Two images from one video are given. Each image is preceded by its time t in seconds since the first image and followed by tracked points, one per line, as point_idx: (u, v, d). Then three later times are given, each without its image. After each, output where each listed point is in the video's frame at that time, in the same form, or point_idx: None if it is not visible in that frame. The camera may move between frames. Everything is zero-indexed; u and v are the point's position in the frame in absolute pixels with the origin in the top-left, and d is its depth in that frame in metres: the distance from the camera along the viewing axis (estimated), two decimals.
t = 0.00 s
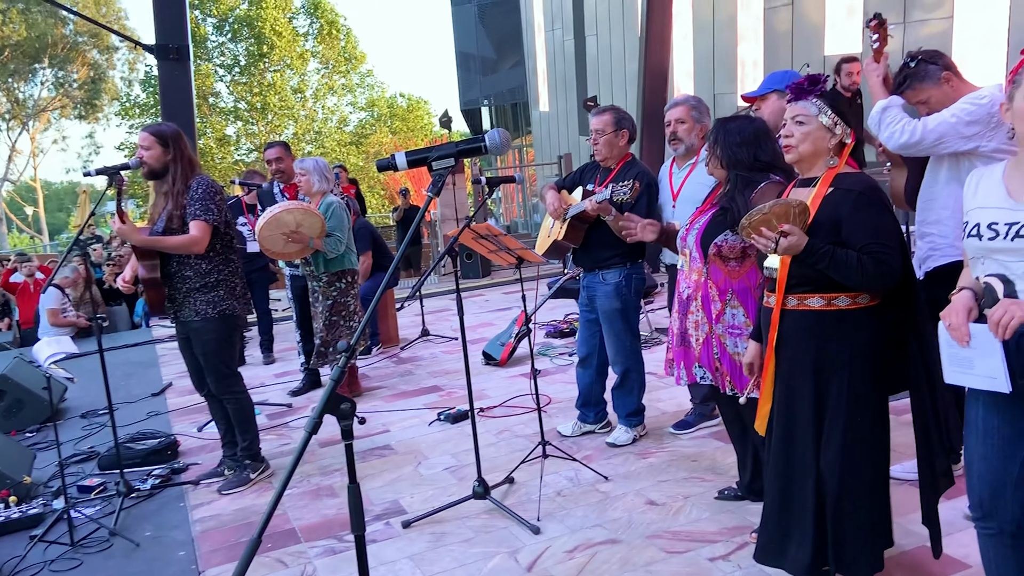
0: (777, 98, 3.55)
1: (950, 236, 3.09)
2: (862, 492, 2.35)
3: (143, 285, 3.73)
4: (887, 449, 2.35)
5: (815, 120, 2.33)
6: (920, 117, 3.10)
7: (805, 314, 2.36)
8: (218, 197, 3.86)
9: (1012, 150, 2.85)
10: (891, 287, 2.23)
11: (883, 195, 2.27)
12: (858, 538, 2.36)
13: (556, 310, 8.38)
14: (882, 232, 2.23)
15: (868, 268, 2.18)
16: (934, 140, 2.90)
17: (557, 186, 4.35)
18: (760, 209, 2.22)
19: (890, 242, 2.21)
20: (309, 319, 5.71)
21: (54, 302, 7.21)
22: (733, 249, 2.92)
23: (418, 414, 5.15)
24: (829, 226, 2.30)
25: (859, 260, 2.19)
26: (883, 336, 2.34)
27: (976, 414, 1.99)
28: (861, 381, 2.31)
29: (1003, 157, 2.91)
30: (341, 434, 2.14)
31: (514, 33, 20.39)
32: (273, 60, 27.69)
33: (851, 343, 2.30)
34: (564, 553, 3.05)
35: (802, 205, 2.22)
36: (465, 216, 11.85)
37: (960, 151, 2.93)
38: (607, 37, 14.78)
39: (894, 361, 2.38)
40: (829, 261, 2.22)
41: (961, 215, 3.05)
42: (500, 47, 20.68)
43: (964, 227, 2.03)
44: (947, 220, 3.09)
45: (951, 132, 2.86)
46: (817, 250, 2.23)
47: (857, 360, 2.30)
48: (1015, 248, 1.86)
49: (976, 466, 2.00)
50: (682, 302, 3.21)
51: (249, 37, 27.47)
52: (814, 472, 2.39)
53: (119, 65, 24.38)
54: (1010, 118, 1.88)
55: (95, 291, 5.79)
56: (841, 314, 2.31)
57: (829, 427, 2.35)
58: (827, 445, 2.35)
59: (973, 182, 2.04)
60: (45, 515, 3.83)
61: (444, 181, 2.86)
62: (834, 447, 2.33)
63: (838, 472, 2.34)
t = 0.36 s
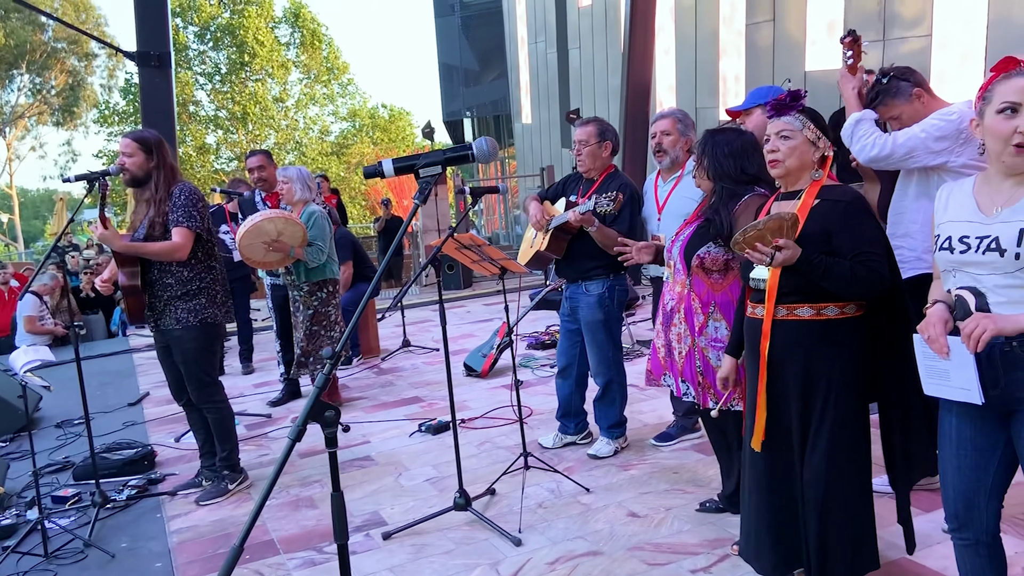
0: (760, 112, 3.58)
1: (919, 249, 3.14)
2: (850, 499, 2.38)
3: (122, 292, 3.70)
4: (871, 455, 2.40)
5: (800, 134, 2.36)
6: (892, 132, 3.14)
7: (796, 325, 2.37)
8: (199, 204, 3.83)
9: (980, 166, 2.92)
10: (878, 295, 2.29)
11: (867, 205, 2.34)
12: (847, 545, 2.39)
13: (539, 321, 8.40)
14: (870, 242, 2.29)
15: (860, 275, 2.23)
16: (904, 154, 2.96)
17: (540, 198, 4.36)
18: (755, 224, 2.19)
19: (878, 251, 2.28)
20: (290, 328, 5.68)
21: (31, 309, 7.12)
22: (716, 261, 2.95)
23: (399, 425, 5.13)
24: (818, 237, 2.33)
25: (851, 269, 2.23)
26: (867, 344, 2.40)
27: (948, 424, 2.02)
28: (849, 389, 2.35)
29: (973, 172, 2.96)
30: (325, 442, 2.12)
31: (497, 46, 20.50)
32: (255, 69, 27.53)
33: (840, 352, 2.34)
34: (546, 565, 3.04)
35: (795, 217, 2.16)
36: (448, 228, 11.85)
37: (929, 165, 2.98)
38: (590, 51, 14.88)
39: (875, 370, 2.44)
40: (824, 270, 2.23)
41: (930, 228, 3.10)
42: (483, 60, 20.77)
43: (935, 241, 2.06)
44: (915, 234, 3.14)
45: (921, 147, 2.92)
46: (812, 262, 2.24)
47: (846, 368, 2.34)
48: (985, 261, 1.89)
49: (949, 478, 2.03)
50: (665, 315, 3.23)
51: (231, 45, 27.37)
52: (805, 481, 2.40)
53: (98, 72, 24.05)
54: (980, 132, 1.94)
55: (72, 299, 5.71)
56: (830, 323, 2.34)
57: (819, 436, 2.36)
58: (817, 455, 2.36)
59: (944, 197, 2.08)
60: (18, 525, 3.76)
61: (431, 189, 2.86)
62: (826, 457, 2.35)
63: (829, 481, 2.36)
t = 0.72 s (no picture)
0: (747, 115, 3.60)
1: (899, 249, 3.16)
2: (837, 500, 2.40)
3: (110, 292, 3.65)
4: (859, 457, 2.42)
5: (782, 133, 2.39)
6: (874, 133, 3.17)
7: (784, 324, 2.38)
8: (185, 202, 3.81)
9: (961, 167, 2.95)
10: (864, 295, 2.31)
11: (853, 205, 2.36)
12: (834, 547, 2.41)
13: (526, 323, 8.41)
14: (856, 241, 2.31)
15: (846, 273, 2.25)
16: (886, 155, 2.99)
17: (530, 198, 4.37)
18: (740, 222, 2.22)
19: (863, 250, 2.30)
20: (277, 329, 5.66)
21: (15, 308, 7.04)
22: (704, 262, 2.96)
23: (387, 425, 5.12)
24: (805, 236, 2.35)
25: (837, 267, 2.25)
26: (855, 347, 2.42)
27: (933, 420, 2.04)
28: (836, 391, 2.37)
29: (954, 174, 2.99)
30: (317, 439, 2.12)
31: (484, 48, 20.50)
32: (240, 71, 27.44)
33: (827, 351, 2.36)
34: (534, 564, 3.05)
35: (782, 216, 2.20)
36: (435, 229, 11.86)
37: (911, 166, 3.01)
38: (577, 54, 14.94)
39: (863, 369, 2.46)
40: (811, 269, 2.25)
41: (911, 229, 3.13)
42: (470, 62, 20.78)
43: (919, 240, 2.08)
44: (896, 234, 3.16)
45: (903, 147, 2.95)
46: (796, 259, 2.26)
47: (833, 369, 2.36)
48: (967, 260, 1.92)
49: (937, 473, 2.05)
50: (654, 314, 3.25)
51: (217, 45, 27.17)
52: (793, 479, 2.41)
53: (82, 72, 23.72)
54: (959, 132, 1.97)
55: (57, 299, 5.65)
56: (818, 323, 2.36)
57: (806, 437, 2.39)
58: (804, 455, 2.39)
59: (928, 196, 2.10)
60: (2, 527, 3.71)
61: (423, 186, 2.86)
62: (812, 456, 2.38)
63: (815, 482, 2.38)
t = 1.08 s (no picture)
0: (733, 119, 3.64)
1: (896, 246, 3.16)
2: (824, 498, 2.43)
3: (100, 288, 3.63)
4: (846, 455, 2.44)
5: (771, 129, 2.41)
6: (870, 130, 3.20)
7: (770, 322, 2.40)
8: (174, 196, 3.79)
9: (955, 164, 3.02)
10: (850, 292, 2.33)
11: (842, 202, 2.37)
12: (822, 543, 2.43)
13: (516, 319, 8.42)
14: (842, 238, 2.33)
15: (832, 271, 2.27)
16: (881, 152, 3.02)
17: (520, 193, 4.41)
18: (728, 217, 2.22)
19: (849, 247, 2.32)
20: (267, 325, 5.64)
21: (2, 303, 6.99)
22: (696, 257, 2.97)
23: (377, 421, 5.12)
24: (793, 234, 2.36)
25: (824, 264, 2.27)
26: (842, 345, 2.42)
27: (938, 414, 2.06)
28: (823, 392, 2.38)
29: (947, 170, 3.06)
30: (310, 432, 2.11)
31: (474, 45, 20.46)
32: (225, 66, 27.46)
33: (814, 348, 2.37)
34: (525, 559, 3.06)
35: (770, 212, 2.21)
36: (424, 226, 11.84)
37: (905, 163, 3.05)
38: (567, 51, 14.95)
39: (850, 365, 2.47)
40: (797, 267, 2.27)
41: (906, 226, 3.13)
42: (460, 58, 20.74)
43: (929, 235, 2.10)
44: (893, 231, 3.17)
45: (898, 144, 2.99)
46: (784, 255, 2.27)
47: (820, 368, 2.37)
48: (967, 255, 1.94)
49: (937, 469, 2.07)
50: (645, 309, 3.26)
51: (205, 40, 26.98)
52: (782, 476, 2.43)
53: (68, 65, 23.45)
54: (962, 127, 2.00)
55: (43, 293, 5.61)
56: (805, 320, 2.37)
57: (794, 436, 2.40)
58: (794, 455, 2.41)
59: (940, 192, 2.11)
60: None
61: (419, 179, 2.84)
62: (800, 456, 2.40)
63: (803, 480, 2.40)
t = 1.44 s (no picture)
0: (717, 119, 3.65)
1: (891, 249, 3.19)
2: (800, 496, 2.44)
3: (91, 284, 3.59)
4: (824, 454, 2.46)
5: (755, 131, 2.44)
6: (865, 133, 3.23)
7: (754, 320, 2.42)
8: (166, 192, 3.77)
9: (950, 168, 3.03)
10: (835, 290, 2.34)
11: (830, 203, 2.39)
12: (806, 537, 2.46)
13: (504, 318, 8.42)
14: (827, 238, 2.33)
15: (814, 272, 2.28)
16: (876, 156, 3.05)
17: (513, 192, 4.47)
18: (712, 215, 2.27)
19: (833, 248, 2.32)
20: (255, 322, 5.62)
21: None
22: (683, 256, 2.98)
23: (365, 418, 5.11)
24: (779, 233, 2.38)
25: (806, 265, 2.29)
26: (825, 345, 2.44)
27: (934, 413, 2.09)
28: (804, 391, 2.40)
29: (942, 174, 3.08)
30: (303, 426, 2.11)
31: (464, 44, 20.42)
32: (210, 63, 27.42)
33: (797, 346, 2.39)
34: (513, 557, 3.06)
35: (752, 212, 2.24)
36: (413, 224, 11.82)
37: (901, 166, 3.07)
38: (557, 51, 14.97)
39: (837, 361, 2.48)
40: (778, 266, 2.28)
41: (900, 229, 3.16)
42: (450, 57, 20.70)
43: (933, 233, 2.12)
44: (887, 234, 3.20)
45: (893, 148, 3.02)
46: (767, 255, 2.28)
47: (801, 367, 2.39)
48: (972, 254, 1.95)
49: (928, 468, 2.09)
50: (632, 309, 3.27)
51: (193, 37, 26.84)
52: (767, 474, 2.45)
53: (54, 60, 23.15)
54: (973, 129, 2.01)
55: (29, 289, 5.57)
56: (789, 319, 2.39)
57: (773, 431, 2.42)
58: (773, 450, 2.43)
59: (950, 191, 2.13)
60: None
61: (413, 174, 2.83)
62: (780, 452, 2.41)
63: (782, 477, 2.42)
